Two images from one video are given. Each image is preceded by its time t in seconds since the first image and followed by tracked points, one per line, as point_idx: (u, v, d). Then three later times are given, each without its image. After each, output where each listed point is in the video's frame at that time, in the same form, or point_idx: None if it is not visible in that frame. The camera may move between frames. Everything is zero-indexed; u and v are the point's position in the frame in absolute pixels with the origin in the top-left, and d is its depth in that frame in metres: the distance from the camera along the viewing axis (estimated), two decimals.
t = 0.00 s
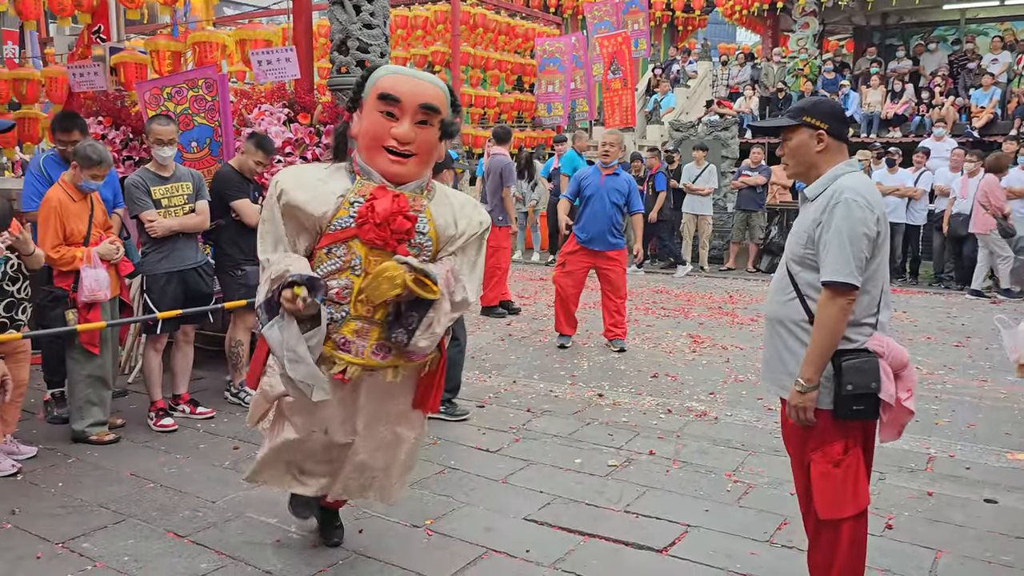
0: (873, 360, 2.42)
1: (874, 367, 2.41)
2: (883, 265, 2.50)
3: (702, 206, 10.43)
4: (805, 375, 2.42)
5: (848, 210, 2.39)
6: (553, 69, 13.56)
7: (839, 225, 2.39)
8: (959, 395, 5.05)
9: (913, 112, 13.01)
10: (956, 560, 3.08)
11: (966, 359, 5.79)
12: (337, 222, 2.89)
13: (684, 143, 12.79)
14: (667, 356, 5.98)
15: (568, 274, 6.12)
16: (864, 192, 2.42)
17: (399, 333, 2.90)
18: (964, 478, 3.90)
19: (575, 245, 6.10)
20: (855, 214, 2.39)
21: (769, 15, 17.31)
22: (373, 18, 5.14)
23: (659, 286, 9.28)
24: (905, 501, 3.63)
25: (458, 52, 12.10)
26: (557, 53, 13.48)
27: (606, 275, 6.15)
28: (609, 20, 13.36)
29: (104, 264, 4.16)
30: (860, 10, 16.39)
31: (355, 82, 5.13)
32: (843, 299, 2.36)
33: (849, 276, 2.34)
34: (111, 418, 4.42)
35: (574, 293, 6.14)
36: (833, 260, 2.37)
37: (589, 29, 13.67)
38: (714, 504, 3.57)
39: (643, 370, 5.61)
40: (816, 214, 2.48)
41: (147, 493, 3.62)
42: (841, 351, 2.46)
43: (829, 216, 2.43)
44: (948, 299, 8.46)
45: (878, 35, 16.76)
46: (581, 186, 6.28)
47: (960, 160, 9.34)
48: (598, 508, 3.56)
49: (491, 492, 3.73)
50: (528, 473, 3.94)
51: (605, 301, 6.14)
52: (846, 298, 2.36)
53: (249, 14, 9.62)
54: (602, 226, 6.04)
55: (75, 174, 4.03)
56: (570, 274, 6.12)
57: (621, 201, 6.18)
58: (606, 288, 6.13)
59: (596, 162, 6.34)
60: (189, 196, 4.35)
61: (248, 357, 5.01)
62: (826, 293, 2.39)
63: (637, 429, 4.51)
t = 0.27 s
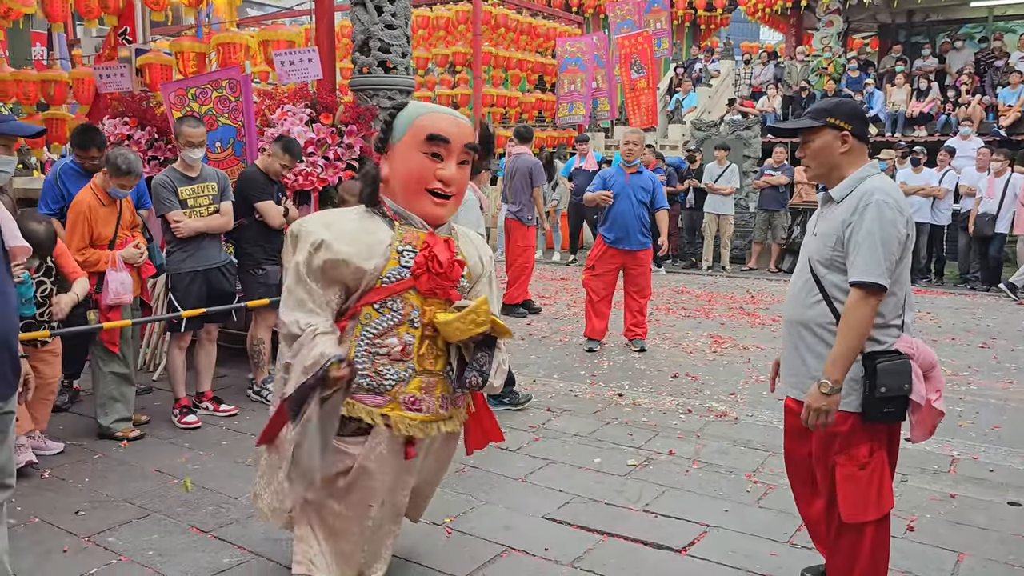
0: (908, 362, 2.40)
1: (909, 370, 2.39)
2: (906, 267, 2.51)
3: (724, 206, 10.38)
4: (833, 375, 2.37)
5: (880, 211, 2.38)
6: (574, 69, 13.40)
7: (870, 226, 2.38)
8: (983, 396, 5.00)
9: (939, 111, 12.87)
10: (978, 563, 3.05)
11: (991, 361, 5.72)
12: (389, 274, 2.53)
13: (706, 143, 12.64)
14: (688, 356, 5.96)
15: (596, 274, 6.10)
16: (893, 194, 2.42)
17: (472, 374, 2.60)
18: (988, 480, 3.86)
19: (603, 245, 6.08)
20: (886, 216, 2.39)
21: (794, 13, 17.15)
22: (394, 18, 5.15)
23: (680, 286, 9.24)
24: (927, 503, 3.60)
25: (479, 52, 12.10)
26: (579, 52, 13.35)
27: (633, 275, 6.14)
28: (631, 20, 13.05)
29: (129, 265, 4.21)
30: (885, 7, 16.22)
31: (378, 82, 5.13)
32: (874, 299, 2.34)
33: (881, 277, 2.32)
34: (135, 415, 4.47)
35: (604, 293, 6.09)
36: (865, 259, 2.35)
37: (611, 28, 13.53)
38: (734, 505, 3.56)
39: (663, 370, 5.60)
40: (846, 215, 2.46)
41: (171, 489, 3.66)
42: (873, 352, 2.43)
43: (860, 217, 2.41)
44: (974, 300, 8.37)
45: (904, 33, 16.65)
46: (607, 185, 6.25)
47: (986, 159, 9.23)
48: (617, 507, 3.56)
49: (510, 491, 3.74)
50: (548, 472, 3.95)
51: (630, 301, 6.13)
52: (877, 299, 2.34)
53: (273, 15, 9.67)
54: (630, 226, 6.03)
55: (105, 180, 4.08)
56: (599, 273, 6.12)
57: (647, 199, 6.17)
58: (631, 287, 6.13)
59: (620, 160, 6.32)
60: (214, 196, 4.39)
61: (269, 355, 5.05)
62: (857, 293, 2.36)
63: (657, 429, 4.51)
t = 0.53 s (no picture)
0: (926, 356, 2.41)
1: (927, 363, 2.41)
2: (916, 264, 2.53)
3: (735, 208, 10.37)
4: (861, 366, 2.34)
5: (898, 209, 2.39)
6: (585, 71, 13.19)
7: (890, 223, 2.38)
8: (996, 400, 4.96)
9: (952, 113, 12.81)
10: (989, 568, 3.03)
11: (1004, 364, 5.68)
12: (478, 228, 2.41)
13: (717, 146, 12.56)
14: (698, 359, 5.95)
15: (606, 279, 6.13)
16: (906, 193, 2.44)
17: (547, 349, 2.65)
18: (1000, 484, 3.83)
19: (611, 250, 6.09)
20: (903, 213, 2.39)
21: (805, 15, 17.02)
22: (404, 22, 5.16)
23: (691, 288, 9.22)
24: (938, 507, 3.58)
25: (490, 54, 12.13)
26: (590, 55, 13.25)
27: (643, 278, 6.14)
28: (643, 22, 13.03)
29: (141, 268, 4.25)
30: (898, 9, 16.15)
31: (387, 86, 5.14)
32: (898, 293, 2.34)
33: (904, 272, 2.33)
34: (147, 415, 4.50)
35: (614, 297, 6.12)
36: (887, 254, 2.35)
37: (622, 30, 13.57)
38: (743, 507, 3.55)
39: (673, 372, 5.59)
40: (862, 214, 2.46)
41: (181, 489, 3.68)
42: (892, 347, 2.42)
43: (878, 214, 2.41)
44: (988, 303, 8.31)
45: (916, 35, 16.55)
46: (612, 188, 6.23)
47: (999, 161, 9.17)
48: (626, 510, 3.55)
49: (518, 493, 3.73)
50: (556, 474, 3.94)
51: (639, 304, 6.13)
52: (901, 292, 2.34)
53: (285, 19, 9.73)
54: (638, 229, 6.03)
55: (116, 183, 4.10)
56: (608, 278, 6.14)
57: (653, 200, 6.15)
58: (641, 290, 6.12)
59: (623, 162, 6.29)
60: (228, 199, 4.42)
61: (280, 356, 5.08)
62: (880, 286, 2.35)
63: (666, 431, 4.50)
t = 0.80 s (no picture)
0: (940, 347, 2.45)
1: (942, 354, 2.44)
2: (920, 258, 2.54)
3: (737, 211, 10.37)
4: (861, 355, 2.37)
5: (897, 205, 2.40)
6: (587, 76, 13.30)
7: (892, 220, 2.39)
8: (998, 403, 4.95)
9: (954, 116, 12.81)
10: (991, 571, 3.02)
11: (1006, 367, 5.67)
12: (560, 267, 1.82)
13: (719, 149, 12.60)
14: (700, 362, 5.94)
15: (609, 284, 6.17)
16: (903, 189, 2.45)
17: (632, 370, 1.98)
18: (1003, 487, 3.82)
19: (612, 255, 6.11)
20: (903, 209, 2.41)
21: (807, 19, 17.01)
22: (406, 26, 5.15)
23: (693, 292, 9.22)
24: (941, 510, 3.57)
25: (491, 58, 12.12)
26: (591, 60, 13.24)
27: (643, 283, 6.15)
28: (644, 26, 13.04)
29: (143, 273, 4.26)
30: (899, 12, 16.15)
31: (389, 90, 5.14)
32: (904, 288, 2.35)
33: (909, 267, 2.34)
34: (150, 419, 4.51)
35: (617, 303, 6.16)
36: (890, 252, 2.36)
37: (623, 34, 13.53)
38: (745, 511, 3.55)
39: (675, 376, 5.59)
40: (863, 213, 2.47)
41: (184, 493, 3.69)
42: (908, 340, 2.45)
43: (880, 212, 2.42)
44: (990, 305, 8.30)
45: (918, 38, 16.43)
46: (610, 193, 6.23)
47: (1001, 163, 9.15)
48: (628, 513, 3.55)
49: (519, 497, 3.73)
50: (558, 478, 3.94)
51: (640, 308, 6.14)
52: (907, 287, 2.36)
53: (287, 23, 9.73)
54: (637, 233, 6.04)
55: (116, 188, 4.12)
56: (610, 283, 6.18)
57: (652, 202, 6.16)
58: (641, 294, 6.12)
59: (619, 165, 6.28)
60: (231, 204, 4.44)
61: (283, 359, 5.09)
62: (887, 284, 2.36)
63: (668, 435, 4.49)
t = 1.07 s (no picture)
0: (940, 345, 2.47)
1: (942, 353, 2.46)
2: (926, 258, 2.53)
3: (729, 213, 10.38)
4: (840, 348, 2.46)
5: (900, 208, 2.39)
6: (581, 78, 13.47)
7: (890, 222, 2.40)
8: (989, 403, 4.97)
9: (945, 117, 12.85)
10: (981, 571, 3.03)
11: (997, 367, 5.69)
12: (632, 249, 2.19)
13: (711, 150, 12.62)
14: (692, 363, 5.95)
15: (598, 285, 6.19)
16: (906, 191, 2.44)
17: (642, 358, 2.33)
18: (993, 487, 3.83)
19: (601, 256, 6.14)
20: (902, 211, 2.41)
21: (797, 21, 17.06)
22: (398, 29, 5.16)
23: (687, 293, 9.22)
24: (932, 510, 3.58)
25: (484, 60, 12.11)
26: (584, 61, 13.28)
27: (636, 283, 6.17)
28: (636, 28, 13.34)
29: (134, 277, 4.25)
30: (890, 14, 16.20)
31: (381, 93, 5.14)
32: (900, 290, 2.36)
33: (907, 270, 2.34)
34: (142, 423, 4.49)
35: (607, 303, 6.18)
36: (887, 253, 2.37)
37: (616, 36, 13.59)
38: (737, 512, 3.55)
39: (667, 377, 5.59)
40: (863, 214, 2.47)
41: (176, 498, 3.67)
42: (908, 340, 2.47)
43: (878, 214, 2.43)
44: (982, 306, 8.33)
45: (909, 39, 16.53)
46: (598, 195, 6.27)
47: (992, 164, 9.19)
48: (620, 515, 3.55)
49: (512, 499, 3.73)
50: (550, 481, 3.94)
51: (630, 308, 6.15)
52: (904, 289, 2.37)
53: (278, 26, 9.69)
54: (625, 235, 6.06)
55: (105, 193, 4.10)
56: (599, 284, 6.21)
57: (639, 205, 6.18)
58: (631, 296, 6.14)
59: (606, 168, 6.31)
60: (222, 207, 4.43)
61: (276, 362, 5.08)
62: (882, 285, 2.38)
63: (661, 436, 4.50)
